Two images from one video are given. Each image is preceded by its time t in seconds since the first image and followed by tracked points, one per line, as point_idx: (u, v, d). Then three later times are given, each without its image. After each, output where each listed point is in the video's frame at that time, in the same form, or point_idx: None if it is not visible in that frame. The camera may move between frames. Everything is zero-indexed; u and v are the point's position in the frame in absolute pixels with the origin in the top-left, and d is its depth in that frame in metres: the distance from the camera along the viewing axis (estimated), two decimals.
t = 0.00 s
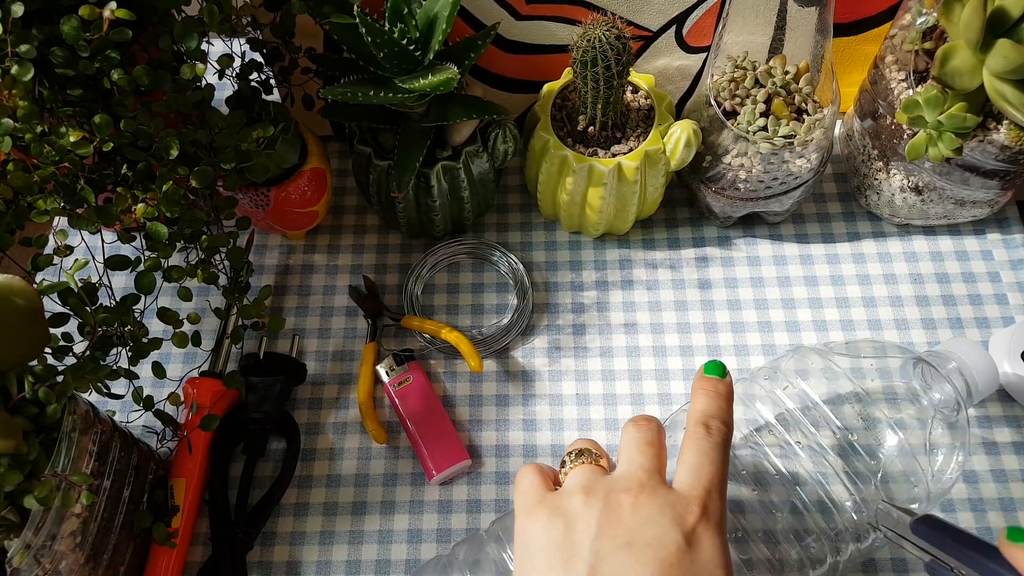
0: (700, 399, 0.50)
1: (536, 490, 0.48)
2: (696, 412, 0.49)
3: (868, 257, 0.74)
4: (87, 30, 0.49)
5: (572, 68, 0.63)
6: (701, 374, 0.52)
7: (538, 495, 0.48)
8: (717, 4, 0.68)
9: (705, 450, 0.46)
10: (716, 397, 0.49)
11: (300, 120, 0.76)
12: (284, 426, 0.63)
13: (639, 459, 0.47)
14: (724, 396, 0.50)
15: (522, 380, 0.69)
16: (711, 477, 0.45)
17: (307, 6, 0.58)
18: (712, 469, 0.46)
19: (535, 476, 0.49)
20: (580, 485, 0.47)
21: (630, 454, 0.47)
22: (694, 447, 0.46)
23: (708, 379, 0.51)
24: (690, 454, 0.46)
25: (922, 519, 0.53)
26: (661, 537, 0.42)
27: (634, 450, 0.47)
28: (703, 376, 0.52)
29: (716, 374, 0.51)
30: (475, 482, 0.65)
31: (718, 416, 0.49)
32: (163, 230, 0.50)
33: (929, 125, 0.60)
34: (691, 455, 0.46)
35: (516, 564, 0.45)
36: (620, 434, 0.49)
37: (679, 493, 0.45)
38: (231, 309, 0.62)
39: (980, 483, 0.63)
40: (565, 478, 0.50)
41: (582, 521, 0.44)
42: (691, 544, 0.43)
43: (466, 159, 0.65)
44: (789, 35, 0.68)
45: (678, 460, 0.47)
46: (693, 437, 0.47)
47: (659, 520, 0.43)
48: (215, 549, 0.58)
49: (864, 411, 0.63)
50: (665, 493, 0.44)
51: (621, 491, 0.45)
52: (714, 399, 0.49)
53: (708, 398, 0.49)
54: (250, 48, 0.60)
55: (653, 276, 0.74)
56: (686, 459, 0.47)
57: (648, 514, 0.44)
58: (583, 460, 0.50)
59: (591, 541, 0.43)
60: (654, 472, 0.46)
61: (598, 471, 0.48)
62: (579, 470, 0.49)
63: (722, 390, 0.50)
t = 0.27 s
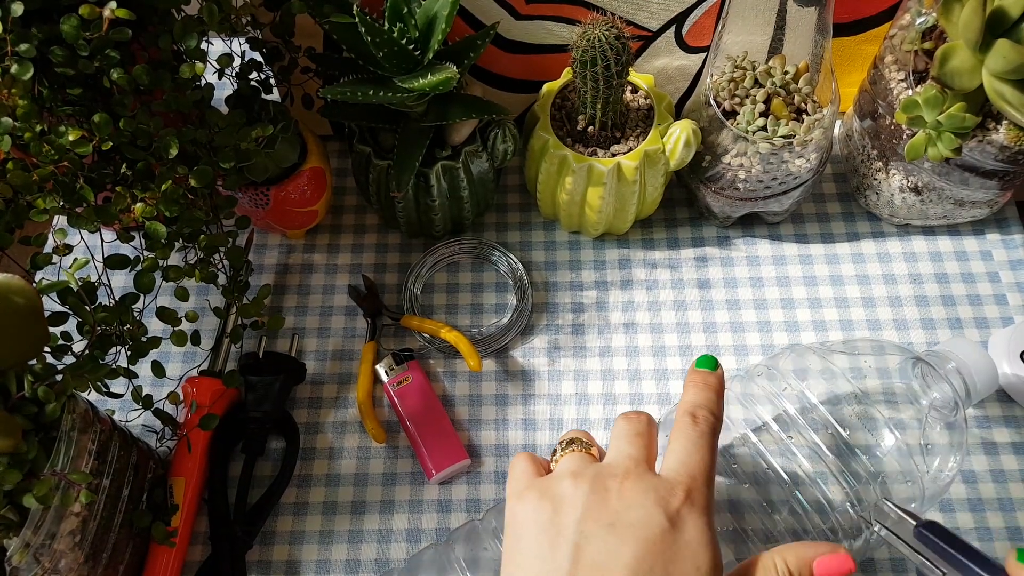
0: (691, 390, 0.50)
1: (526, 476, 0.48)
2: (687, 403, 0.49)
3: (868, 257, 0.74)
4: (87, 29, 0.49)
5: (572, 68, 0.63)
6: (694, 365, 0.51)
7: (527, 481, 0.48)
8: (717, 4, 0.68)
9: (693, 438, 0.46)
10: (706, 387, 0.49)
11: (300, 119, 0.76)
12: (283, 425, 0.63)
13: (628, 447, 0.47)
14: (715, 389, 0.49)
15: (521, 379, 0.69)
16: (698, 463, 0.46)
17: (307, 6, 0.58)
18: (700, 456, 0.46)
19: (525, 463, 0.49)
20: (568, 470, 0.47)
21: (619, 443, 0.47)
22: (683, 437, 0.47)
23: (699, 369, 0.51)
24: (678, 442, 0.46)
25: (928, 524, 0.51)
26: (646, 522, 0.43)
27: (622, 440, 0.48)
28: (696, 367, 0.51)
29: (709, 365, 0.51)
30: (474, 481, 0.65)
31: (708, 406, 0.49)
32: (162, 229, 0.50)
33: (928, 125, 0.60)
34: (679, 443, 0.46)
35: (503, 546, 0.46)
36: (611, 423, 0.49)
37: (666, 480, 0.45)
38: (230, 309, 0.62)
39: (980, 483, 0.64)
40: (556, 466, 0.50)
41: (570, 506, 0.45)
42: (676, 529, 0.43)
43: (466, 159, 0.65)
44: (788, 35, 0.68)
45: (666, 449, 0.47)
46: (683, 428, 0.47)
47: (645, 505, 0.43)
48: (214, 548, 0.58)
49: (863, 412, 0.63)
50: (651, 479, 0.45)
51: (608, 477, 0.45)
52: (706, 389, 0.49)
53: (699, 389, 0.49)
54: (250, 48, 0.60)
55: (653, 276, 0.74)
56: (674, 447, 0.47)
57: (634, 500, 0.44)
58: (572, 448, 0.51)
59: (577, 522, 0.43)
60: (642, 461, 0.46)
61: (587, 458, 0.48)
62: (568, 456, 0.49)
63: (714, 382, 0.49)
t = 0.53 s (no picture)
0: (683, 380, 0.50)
1: (519, 464, 0.48)
2: (679, 389, 0.49)
3: (868, 257, 0.74)
4: (87, 29, 0.49)
5: (572, 68, 0.63)
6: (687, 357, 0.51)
7: (520, 469, 0.48)
8: (717, 4, 0.68)
9: (683, 422, 0.46)
10: (698, 373, 0.50)
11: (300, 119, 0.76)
12: (283, 425, 0.63)
13: (619, 430, 0.47)
14: (708, 376, 0.50)
15: (521, 379, 0.69)
16: (689, 445, 0.46)
17: (307, 6, 0.58)
18: (691, 438, 0.46)
19: (518, 452, 0.49)
20: (560, 456, 0.47)
21: (609, 428, 0.48)
22: (674, 420, 0.47)
23: (691, 359, 0.51)
24: (669, 425, 0.47)
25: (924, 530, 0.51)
26: (636, 500, 0.43)
27: (613, 424, 0.48)
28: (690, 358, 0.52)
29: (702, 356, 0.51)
30: (474, 481, 0.65)
31: (699, 391, 0.49)
32: (162, 229, 0.50)
33: (928, 124, 0.60)
34: (670, 426, 0.47)
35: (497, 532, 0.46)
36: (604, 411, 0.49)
37: (657, 461, 0.45)
38: (230, 309, 0.62)
39: (980, 483, 0.63)
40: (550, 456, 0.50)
41: (562, 489, 0.45)
42: (667, 507, 0.43)
43: (466, 159, 0.65)
44: (788, 35, 0.68)
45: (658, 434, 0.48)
46: (674, 412, 0.47)
47: (635, 484, 0.44)
48: (214, 548, 0.58)
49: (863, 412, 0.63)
50: (642, 461, 0.45)
51: (599, 460, 0.46)
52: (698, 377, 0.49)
53: (691, 376, 0.49)
54: (250, 48, 0.60)
55: (653, 276, 0.74)
56: (666, 432, 0.47)
57: (624, 480, 0.44)
58: (565, 437, 0.51)
59: (569, 505, 0.44)
60: (633, 444, 0.46)
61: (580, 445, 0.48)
62: (561, 445, 0.49)
63: (706, 369, 0.50)
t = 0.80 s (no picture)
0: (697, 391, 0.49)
1: (530, 475, 0.48)
2: (693, 401, 0.49)
3: (868, 257, 0.74)
4: (87, 29, 0.49)
5: (572, 68, 0.63)
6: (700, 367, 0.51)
7: (530, 480, 0.48)
8: (717, 4, 0.68)
9: (699, 436, 0.46)
10: (713, 385, 0.49)
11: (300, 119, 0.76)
12: (283, 425, 0.63)
13: (633, 444, 0.47)
14: (723, 387, 0.49)
15: (521, 379, 0.69)
16: (704, 460, 0.46)
17: (306, 5, 0.58)
18: (706, 453, 0.46)
19: (529, 462, 0.49)
20: (573, 469, 0.47)
21: (622, 440, 0.47)
22: (690, 433, 0.46)
23: (706, 369, 0.51)
24: (684, 439, 0.46)
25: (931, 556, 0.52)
26: (652, 518, 0.43)
27: (626, 436, 0.47)
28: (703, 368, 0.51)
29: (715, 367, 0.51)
30: (474, 481, 0.65)
31: (714, 403, 0.48)
32: (162, 229, 0.50)
33: (928, 125, 0.60)
34: (685, 440, 0.46)
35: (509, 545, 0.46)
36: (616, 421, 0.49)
37: (672, 477, 0.45)
38: (230, 309, 0.62)
39: (979, 483, 0.64)
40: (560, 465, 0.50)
41: (575, 503, 0.45)
42: (683, 524, 0.43)
43: (466, 159, 0.65)
44: (788, 35, 0.68)
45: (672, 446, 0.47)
46: (688, 425, 0.47)
47: (651, 501, 0.44)
48: (214, 548, 0.58)
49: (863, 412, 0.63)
50: (657, 476, 0.45)
51: (614, 474, 0.45)
52: (713, 390, 0.49)
53: (706, 388, 0.49)
54: (249, 47, 0.60)
55: (653, 276, 0.74)
56: (680, 446, 0.47)
57: (640, 496, 0.44)
58: (575, 448, 0.51)
59: (584, 521, 0.43)
60: (646, 457, 0.46)
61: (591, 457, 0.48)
62: (573, 457, 0.49)
63: (722, 381, 0.49)
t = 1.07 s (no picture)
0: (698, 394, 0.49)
1: (531, 480, 0.48)
2: (694, 404, 0.48)
3: (868, 257, 0.74)
4: (87, 30, 0.49)
5: (572, 68, 0.63)
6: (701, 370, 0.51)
7: (531, 484, 0.48)
8: (717, 4, 0.68)
9: (700, 440, 0.46)
10: (714, 388, 0.49)
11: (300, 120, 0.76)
12: (283, 425, 0.63)
13: (634, 448, 0.47)
14: (723, 389, 0.49)
15: (521, 379, 0.69)
16: (705, 464, 0.45)
17: (306, 6, 0.58)
18: (707, 457, 0.46)
19: (530, 467, 0.49)
20: (573, 474, 0.47)
21: (622, 444, 0.47)
22: (690, 437, 0.46)
23: (706, 372, 0.50)
24: (685, 443, 0.46)
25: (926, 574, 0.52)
26: (654, 524, 0.43)
27: (627, 440, 0.47)
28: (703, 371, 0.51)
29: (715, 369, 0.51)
30: (474, 481, 0.65)
31: (715, 406, 0.48)
32: (162, 229, 0.50)
33: (928, 125, 0.60)
34: (686, 445, 0.46)
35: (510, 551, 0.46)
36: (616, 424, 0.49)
37: (673, 481, 0.45)
38: (230, 309, 0.62)
39: (980, 483, 0.64)
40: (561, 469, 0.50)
41: (576, 509, 0.45)
42: (685, 530, 0.43)
43: (466, 159, 0.65)
44: (788, 35, 0.68)
45: (673, 450, 0.47)
46: (689, 429, 0.47)
47: (652, 507, 0.44)
48: (215, 548, 0.58)
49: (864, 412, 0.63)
50: (658, 481, 0.45)
51: (614, 480, 0.45)
52: (714, 393, 0.49)
53: (707, 391, 0.49)
54: (250, 48, 0.60)
55: (653, 276, 0.74)
56: (681, 450, 0.46)
57: (641, 502, 0.44)
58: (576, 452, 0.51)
59: (585, 528, 0.44)
60: (647, 461, 0.46)
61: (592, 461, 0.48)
62: (573, 461, 0.48)
63: (722, 383, 0.49)
